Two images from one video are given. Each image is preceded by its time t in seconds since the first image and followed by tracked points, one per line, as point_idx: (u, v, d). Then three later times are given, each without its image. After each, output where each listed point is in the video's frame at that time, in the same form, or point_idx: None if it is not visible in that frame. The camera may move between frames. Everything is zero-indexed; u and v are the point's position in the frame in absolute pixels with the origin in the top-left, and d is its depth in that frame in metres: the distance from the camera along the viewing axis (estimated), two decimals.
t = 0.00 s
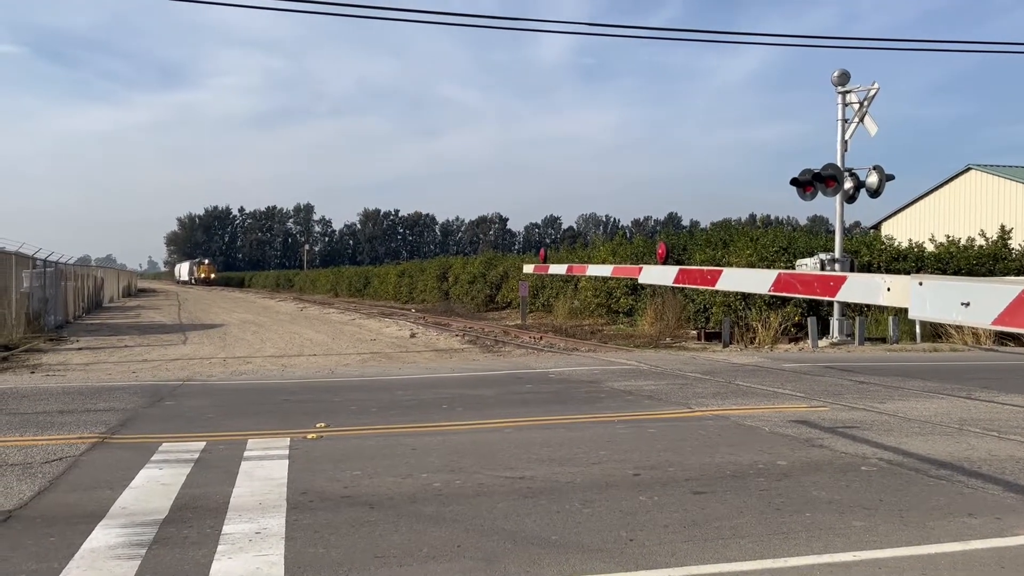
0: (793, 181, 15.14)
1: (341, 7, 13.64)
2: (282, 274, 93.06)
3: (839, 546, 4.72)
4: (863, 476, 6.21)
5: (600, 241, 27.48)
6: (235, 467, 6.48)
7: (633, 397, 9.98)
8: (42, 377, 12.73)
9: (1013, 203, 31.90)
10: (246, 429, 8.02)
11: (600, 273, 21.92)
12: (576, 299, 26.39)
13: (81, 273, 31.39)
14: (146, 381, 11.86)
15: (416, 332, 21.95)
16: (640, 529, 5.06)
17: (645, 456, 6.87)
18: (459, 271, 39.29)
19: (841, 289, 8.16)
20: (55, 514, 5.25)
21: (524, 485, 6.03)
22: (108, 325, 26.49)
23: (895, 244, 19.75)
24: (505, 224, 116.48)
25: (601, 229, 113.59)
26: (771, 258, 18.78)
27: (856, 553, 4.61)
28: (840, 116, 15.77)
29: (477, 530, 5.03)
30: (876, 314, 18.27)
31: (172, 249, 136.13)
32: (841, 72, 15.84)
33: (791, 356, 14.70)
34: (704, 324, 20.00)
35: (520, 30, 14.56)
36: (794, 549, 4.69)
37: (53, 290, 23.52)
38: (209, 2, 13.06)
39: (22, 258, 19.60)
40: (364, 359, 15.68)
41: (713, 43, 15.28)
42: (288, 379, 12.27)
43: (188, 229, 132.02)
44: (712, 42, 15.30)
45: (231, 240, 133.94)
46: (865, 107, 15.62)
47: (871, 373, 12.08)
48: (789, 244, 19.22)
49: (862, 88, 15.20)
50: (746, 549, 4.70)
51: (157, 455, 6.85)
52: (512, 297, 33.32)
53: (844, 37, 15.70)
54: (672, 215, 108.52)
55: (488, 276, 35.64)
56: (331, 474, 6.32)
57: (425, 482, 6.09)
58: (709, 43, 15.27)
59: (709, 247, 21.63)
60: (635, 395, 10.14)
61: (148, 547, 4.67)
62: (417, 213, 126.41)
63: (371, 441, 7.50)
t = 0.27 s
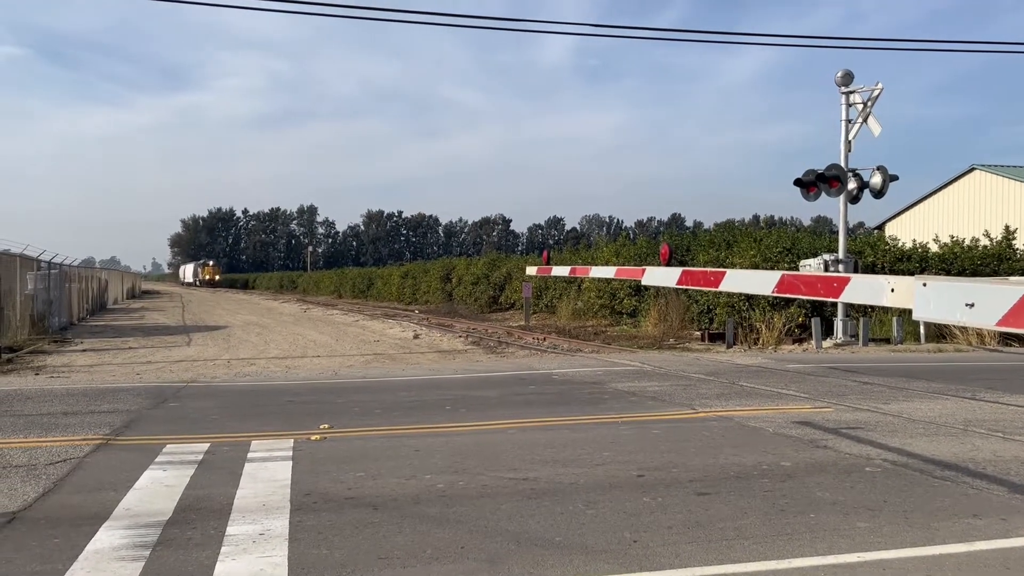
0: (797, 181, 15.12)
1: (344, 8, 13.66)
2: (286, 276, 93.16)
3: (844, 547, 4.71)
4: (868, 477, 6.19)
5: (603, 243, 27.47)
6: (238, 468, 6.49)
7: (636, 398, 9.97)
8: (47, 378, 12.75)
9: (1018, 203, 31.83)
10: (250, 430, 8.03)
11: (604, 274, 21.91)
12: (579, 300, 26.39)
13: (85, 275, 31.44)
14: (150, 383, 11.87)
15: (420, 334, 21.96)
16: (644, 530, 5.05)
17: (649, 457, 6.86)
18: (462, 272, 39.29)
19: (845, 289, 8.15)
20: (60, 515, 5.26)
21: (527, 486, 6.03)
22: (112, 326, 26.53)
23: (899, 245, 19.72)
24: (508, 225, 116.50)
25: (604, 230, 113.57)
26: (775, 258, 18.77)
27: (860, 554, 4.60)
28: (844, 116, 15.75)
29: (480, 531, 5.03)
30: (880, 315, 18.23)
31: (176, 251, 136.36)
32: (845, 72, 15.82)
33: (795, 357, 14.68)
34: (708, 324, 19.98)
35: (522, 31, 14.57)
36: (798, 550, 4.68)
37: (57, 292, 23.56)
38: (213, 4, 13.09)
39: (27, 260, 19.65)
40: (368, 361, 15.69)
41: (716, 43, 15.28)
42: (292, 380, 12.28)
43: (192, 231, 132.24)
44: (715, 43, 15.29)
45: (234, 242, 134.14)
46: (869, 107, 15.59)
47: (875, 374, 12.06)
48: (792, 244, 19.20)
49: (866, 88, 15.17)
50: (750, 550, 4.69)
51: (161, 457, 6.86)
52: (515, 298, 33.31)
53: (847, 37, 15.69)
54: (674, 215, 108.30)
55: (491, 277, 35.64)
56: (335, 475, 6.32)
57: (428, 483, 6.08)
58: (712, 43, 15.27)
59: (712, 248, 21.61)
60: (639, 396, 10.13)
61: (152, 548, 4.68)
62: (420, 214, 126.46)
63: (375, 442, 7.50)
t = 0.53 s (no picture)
0: (801, 181, 15.09)
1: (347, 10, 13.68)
2: (290, 277, 93.26)
3: (850, 549, 4.69)
4: (874, 478, 6.16)
5: (607, 244, 27.46)
6: (243, 469, 6.49)
7: (641, 399, 9.95)
8: (51, 380, 12.76)
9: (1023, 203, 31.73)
10: (255, 431, 8.04)
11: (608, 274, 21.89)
12: (583, 301, 26.37)
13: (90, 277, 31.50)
14: (155, 385, 11.89)
15: (424, 335, 21.98)
16: (649, 531, 5.04)
17: (653, 458, 6.84)
18: (466, 273, 39.30)
19: (850, 289, 8.12)
20: (65, 517, 5.26)
21: (532, 487, 6.02)
22: (117, 328, 26.55)
23: (904, 245, 19.67)
24: (512, 226, 116.51)
25: (608, 230, 113.52)
26: (780, 259, 18.74)
27: (867, 556, 4.58)
28: (848, 116, 15.71)
29: (485, 533, 5.02)
30: (885, 315, 18.19)
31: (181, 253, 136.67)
32: (849, 72, 15.79)
33: (799, 357, 14.64)
34: (712, 325, 19.95)
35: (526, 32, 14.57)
36: (804, 552, 4.66)
37: (62, 293, 23.61)
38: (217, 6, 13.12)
39: (32, 262, 19.71)
40: (372, 362, 15.70)
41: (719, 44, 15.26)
42: (296, 382, 12.28)
43: (197, 232, 132.52)
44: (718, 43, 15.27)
45: (239, 243, 134.38)
46: (873, 107, 15.55)
47: (880, 374, 12.02)
48: (797, 245, 19.17)
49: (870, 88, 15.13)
50: (755, 551, 4.68)
51: (166, 458, 6.87)
52: (519, 299, 33.30)
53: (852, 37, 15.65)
54: (678, 216, 108.23)
55: (495, 278, 35.63)
56: (340, 476, 6.32)
57: (433, 484, 6.08)
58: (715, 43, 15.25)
59: (716, 249, 21.59)
60: (643, 397, 10.11)
61: (157, 550, 4.68)
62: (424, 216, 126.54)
63: (380, 443, 7.51)
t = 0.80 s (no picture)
0: (806, 182, 15.06)
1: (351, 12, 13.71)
2: (294, 279, 93.39)
3: (856, 550, 4.68)
4: (880, 479, 6.15)
5: (611, 245, 27.43)
6: (249, 470, 6.51)
7: (646, 400, 9.94)
8: (57, 381, 12.80)
9: None
10: (260, 432, 8.06)
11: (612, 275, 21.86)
12: (588, 302, 26.35)
13: (95, 278, 31.57)
14: (161, 386, 11.92)
15: (428, 336, 21.99)
16: (655, 532, 5.03)
17: (658, 459, 6.84)
18: (470, 274, 39.32)
19: (856, 291, 8.10)
20: (72, 518, 5.28)
21: (537, 488, 6.01)
22: (122, 329, 26.58)
23: (909, 246, 19.62)
24: (516, 227, 116.53)
25: (612, 231, 113.48)
26: (784, 260, 18.71)
27: (873, 556, 4.57)
28: (853, 117, 15.68)
29: (491, 533, 5.02)
30: (891, 315, 18.15)
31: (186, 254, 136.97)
32: (854, 73, 15.75)
33: (804, 358, 14.62)
34: (717, 326, 19.93)
35: (531, 33, 14.57)
36: (810, 552, 4.66)
37: (68, 295, 23.69)
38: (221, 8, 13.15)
39: (38, 264, 19.78)
40: (377, 363, 15.72)
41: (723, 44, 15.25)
42: (301, 383, 12.30)
43: (202, 234, 132.80)
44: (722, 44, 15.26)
45: (244, 245, 134.64)
46: (878, 108, 15.52)
47: (886, 375, 12.00)
48: (802, 246, 19.13)
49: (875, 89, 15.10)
50: (761, 552, 4.67)
51: (172, 459, 6.88)
52: (524, 300, 33.30)
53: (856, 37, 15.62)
54: (682, 217, 108.18)
55: (500, 279, 35.64)
56: (345, 477, 6.33)
57: (438, 485, 6.08)
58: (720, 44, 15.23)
59: (721, 249, 21.56)
60: (648, 398, 10.10)
61: (163, 550, 4.69)
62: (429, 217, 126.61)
63: (385, 444, 7.52)
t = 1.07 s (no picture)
0: (811, 182, 15.04)
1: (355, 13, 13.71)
2: (299, 279, 93.55)
3: (863, 550, 4.67)
4: (886, 479, 6.14)
5: (616, 245, 27.40)
6: (255, 470, 6.52)
7: (651, 400, 9.94)
8: (64, 382, 12.84)
9: None
10: (266, 433, 8.07)
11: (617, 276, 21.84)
12: (592, 302, 26.34)
13: (101, 279, 31.66)
14: (166, 386, 11.95)
15: (433, 336, 22.00)
16: (661, 532, 5.03)
17: (664, 459, 6.83)
18: (475, 275, 39.34)
19: (863, 290, 8.08)
20: (79, 518, 5.30)
21: (543, 489, 6.01)
22: (128, 330, 26.63)
23: (914, 245, 19.57)
24: (521, 228, 116.53)
25: (617, 232, 113.40)
26: (789, 260, 18.68)
27: (880, 557, 4.56)
28: (858, 116, 15.65)
29: (497, 533, 5.03)
30: (896, 315, 18.11)
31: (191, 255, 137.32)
32: (859, 72, 15.72)
33: (810, 358, 14.58)
34: (722, 326, 19.90)
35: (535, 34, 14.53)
36: (817, 552, 4.65)
37: (74, 296, 23.77)
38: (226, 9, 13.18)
39: (44, 265, 19.83)
40: (382, 363, 15.73)
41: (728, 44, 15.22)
42: (307, 383, 12.32)
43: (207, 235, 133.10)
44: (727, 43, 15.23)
45: (248, 245, 134.87)
46: (883, 107, 15.49)
47: (892, 375, 11.97)
48: (807, 245, 19.09)
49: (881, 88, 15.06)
50: (768, 552, 4.66)
51: (178, 459, 6.90)
52: (528, 301, 33.30)
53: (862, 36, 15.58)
54: (687, 217, 108.06)
55: (504, 280, 35.65)
56: (351, 477, 6.34)
57: (444, 485, 6.09)
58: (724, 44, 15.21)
59: (726, 249, 21.53)
60: (653, 398, 10.09)
61: (170, 551, 4.70)
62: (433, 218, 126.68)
63: (390, 444, 7.53)
